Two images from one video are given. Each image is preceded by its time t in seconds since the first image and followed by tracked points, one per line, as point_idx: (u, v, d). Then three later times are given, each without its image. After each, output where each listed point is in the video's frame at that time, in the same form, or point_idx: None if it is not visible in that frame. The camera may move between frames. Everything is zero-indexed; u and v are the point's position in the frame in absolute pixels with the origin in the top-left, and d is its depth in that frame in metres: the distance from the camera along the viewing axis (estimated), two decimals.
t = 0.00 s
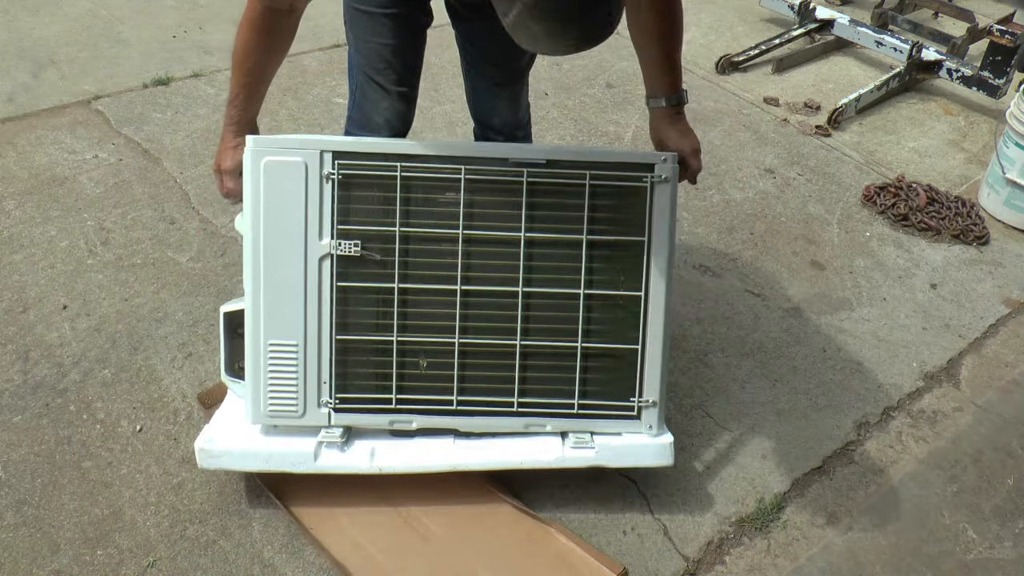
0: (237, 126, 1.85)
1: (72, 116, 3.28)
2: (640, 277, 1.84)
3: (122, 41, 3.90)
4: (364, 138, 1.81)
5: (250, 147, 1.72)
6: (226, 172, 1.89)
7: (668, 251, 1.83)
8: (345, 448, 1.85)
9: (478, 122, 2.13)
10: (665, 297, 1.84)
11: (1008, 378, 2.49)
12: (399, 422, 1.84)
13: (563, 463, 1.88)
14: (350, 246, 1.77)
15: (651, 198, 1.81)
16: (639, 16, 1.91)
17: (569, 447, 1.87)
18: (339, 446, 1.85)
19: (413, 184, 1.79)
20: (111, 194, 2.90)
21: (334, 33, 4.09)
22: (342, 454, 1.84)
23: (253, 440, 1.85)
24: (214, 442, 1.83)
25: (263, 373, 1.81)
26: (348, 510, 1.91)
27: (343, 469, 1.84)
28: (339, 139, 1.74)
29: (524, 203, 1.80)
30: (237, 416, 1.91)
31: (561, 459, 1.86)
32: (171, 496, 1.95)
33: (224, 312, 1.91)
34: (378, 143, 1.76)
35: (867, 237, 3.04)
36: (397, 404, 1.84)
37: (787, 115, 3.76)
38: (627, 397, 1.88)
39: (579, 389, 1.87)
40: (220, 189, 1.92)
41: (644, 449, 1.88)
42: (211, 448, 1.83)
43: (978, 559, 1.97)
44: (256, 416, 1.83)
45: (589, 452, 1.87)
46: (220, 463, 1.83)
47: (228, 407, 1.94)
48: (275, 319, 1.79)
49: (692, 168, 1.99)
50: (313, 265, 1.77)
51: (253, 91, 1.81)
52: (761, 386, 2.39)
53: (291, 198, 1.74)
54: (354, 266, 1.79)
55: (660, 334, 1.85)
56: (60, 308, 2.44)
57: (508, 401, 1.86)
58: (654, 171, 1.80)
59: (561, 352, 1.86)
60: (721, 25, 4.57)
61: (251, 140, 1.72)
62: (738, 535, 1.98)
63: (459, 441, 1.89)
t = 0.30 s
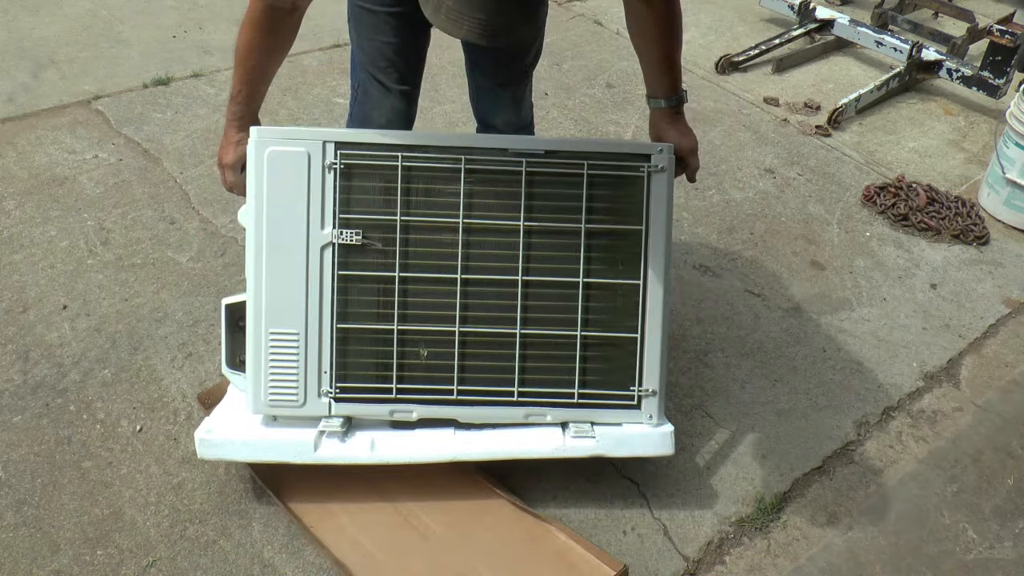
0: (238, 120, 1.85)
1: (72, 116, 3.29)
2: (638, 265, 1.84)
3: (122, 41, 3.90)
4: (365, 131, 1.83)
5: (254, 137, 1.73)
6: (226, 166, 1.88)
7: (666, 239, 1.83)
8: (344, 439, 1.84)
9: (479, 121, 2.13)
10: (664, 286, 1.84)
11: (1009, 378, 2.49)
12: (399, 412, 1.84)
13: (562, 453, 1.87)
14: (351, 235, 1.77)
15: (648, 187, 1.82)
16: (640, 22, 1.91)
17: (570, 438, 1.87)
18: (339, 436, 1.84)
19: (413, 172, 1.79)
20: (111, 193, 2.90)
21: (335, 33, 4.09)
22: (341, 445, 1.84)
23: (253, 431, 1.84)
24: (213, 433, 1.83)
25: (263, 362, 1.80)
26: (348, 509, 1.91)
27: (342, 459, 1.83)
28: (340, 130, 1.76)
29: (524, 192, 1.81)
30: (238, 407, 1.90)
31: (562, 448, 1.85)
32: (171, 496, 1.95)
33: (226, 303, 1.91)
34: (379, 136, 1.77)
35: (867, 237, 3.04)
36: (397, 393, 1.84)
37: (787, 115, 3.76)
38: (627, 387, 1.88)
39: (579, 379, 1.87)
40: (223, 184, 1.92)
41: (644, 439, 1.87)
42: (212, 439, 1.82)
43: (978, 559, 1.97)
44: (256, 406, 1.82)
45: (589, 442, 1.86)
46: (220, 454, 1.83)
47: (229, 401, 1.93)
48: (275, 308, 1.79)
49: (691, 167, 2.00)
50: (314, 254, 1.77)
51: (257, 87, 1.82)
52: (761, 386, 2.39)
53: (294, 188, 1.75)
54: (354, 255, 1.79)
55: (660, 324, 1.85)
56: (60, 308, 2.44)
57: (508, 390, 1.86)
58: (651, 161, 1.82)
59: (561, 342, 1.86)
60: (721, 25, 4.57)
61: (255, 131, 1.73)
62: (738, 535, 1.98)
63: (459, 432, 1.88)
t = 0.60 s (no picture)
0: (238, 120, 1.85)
1: (72, 116, 3.29)
2: (637, 263, 1.84)
3: (122, 41, 3.90)
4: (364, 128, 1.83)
5: (255, 136, 1.73)
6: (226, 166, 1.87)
7: (666, 237, 1.83)
8: (344, 437, 1.84)
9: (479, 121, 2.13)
10: (664, 284, 1.85)
11: (1009, 378, 2.49)
12: (399, 410, 1.84)
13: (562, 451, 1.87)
14: (351, 233, 1.77)
15: (648, 185, 1.82)
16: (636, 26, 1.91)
17: (570, 436, 1.86)
18: (339, 435, 1.84)
19: (414, 170, 1.79)
20: (111, 194, 2.90)
21: (335, 33, 4.09)
22: (342, 443, 1.84)
23: (253, 429, 1.84)
24: (212, 431, 1.82)
25: (263, 360, 1.80)
26: (348, 508, 1.91)
27: (342, 458, 1.83)
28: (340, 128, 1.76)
29: (524, 190, 1.81)
30: (239, 406, 1.90)
31: (563, 446, 1.85)
32: (171, 497, 1.95)
33: (226, 301, 1.91)
34: (381, 134, 1.77)
35: (867, 237, 3.04)
36: (397, 392, 1.84)
37: (787, 115, 3.76)
38: (627, 384, 1.88)
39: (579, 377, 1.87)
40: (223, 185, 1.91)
41: (644, 436, 1.87)
42: (212, 437, 1.82)
43: (978, 559, 1.97)
44: (256, 404, 1.82)
45: (589, 440, 1.86)
46: (220, 453, 1.83)
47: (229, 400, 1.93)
48: (275, 306, 1.79)
49: (689, 169, 2.00)
50: (314, 252, 1.77)
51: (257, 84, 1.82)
52: (761, 385, 2.39)
53: (295, 186, 1.75)
54: (354, 253, 1.79)
55: (660, 321, 1.85)
56: (60, 308, 2.44)
57: (508, 388, 1.86)
58: (651, 159, 1.82)
59: (561, 340, 1.86)
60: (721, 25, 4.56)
61: (256, 129, 1.73)
62: (738, 535, 1.98)
63: (459, 431, 1.88)
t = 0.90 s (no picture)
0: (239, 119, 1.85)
1: (72, 116, 3.29)
2: (637, 263, 1.84)
3: (122, 41, 3.90)
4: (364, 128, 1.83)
5: (255, 136, 1.73)
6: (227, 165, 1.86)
7: (665, 236, 1.83)
8: (344, 436, 1.84)
9: (478, 119, 2.14)
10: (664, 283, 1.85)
11: (1008, 378, 2.49)
12: (399, 409, 1.84)
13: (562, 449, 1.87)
14: (351, 232, 1.77)
15: (647, 184, 1.82)
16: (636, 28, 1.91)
17: (570, 435, 1.86)
18: (339, 434, 1.84)
19: (413, 170, 1.79)
20: (111, 194, 2.90)
21: (335, 33, 4.09)
22: (341, 443, 1.83)
23: (253, 429, 1.84)
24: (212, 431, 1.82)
25: (263, 359, 1.80)
26: (348, 508, 1.91)
27: (342, 457, 1.82)
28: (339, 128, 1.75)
29: (524, 189, 1.80)
30: (239, 406, 1.90)
31: (563, 445, 1.85)
32: (171, 496, 1.95)
33: (226, 301, 1.91)
34: (380, 134, 1.77)
35: (867, 237, 3.04)
36: (397, 391, 1.84)
37: (787, 115, 3.76)
38: (627, 383, 1.88)
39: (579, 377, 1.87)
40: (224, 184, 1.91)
41: (643, 435, 1.87)
42: (211, 436, 1.81)
43: (978, 559, 1.97)
44: (256, 404, 1.82)
45: (589, 440, 1.86)
46: (220, 452, 1.82)
47: (228, 399, 1.93)
48: (275, 305, 1.79)
49: (688, 169, 2.00)
50: (314, 251, 1.77)
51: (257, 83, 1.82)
52: (761, 385, 2.39)
53: (294, 186, 1.75)
54: (355, 252, 1.79)
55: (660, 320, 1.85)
56: (60, 308, 2.44)
57: (508, 387, 1.86)
58: (650, 159, 1.82)
59: (560, 339, 1.86)
60: (721, 25, 4.56)
61: (256, 129, 1.73)
62: (738, 535, 1.98)
63: (459, 430, 1.88)
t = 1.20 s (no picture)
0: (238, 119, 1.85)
1: (72, 116, 3.29)
2: (638, 263, 1.84)
3: (121, 41, 3.90)
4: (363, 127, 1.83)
5: (255, 136, 1.73)
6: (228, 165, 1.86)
7: (665, 236, 1.83)
8: (344, 436, 1.84)
9: (478, 119, 2.14)
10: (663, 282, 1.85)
11: (1008, 378, 2.49)
12: (399, 409, 1.84)
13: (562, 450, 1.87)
14: (352, 232, 1.77)
15: (647, 184, 1.82)
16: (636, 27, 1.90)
17: (570, 435, 1.86)
18: (339, 434, 1.84)
19: (413, 170, 1.79)
20: (111, 193, 2.90)
21: (335, 33, 4.08)
22: (342, 443, 1.83)
23: (252, 429, 1.84)
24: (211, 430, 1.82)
25: (263, 359, 1.80)
26: (348, 509, 1.91)
27: (343, 457, 1.82)
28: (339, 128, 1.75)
29: (524, 189, 1.80)
30: (240, 405, 1.91)
31: (563, 445, 1.85)
32: (171, 497, 1.95)
33: (226, 301, 1.91)
34: (380, 134, 1.77)
35: (867, 237, 3.04)
36: (397, 391, 1.84)
37: (787, 115, 3.76)
38: (627, 383, 1.88)
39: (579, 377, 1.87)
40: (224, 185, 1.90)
41: (643, 435, 1.87)
42: (211, 436, 1.81)
43: (978, 559, 1.97)
44: (256, 404, 1.82)
45: (589, 440, 1.86)
46: (219, 453, 1.82)
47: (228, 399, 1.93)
48: (275, 305, 1.79)
49: (688, 169, 2.00)
50: (314, 251, 1.77)
51: (257, 83, 1.82)
52: (761, 385, 2.39)
53: (294, 186, 1.75)
54: (355, 252, 1.79)
55: (660, 320, 1.85)
56: (60, 308, 2.44)
57: (508, 388, 1.86)
58: (650, 159, 1.81)
59: (561, 339, 1.86)
60: (721, 25, 4.56)
61: (256, 129, 1.73)
62: (738, 535, 1.98)
63: (459, 431, 1.88)
